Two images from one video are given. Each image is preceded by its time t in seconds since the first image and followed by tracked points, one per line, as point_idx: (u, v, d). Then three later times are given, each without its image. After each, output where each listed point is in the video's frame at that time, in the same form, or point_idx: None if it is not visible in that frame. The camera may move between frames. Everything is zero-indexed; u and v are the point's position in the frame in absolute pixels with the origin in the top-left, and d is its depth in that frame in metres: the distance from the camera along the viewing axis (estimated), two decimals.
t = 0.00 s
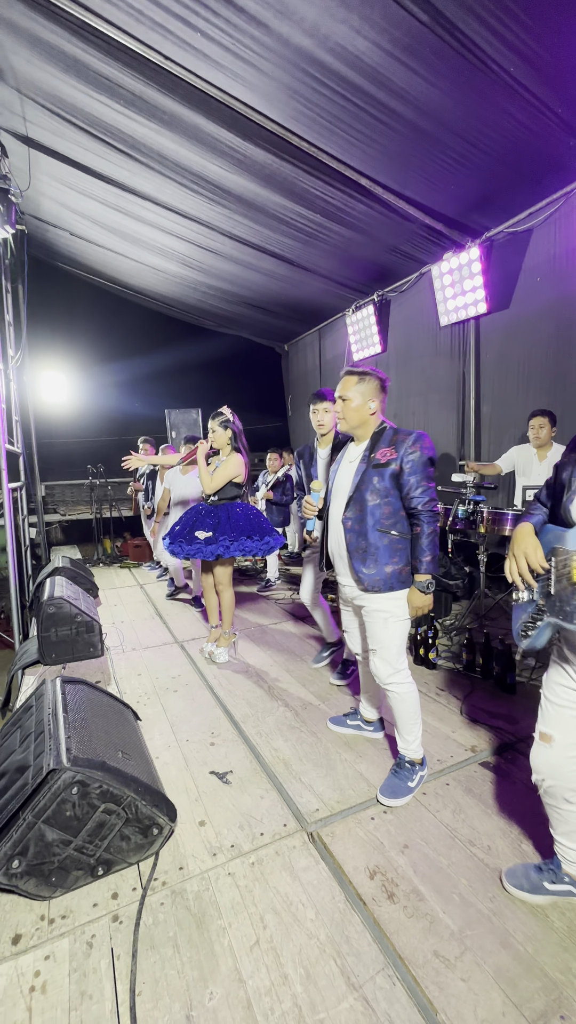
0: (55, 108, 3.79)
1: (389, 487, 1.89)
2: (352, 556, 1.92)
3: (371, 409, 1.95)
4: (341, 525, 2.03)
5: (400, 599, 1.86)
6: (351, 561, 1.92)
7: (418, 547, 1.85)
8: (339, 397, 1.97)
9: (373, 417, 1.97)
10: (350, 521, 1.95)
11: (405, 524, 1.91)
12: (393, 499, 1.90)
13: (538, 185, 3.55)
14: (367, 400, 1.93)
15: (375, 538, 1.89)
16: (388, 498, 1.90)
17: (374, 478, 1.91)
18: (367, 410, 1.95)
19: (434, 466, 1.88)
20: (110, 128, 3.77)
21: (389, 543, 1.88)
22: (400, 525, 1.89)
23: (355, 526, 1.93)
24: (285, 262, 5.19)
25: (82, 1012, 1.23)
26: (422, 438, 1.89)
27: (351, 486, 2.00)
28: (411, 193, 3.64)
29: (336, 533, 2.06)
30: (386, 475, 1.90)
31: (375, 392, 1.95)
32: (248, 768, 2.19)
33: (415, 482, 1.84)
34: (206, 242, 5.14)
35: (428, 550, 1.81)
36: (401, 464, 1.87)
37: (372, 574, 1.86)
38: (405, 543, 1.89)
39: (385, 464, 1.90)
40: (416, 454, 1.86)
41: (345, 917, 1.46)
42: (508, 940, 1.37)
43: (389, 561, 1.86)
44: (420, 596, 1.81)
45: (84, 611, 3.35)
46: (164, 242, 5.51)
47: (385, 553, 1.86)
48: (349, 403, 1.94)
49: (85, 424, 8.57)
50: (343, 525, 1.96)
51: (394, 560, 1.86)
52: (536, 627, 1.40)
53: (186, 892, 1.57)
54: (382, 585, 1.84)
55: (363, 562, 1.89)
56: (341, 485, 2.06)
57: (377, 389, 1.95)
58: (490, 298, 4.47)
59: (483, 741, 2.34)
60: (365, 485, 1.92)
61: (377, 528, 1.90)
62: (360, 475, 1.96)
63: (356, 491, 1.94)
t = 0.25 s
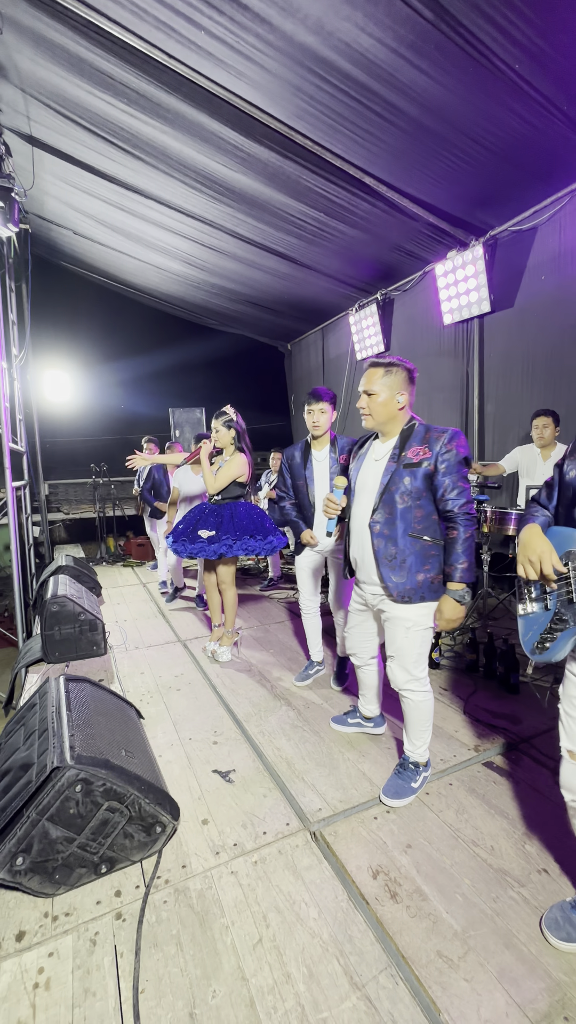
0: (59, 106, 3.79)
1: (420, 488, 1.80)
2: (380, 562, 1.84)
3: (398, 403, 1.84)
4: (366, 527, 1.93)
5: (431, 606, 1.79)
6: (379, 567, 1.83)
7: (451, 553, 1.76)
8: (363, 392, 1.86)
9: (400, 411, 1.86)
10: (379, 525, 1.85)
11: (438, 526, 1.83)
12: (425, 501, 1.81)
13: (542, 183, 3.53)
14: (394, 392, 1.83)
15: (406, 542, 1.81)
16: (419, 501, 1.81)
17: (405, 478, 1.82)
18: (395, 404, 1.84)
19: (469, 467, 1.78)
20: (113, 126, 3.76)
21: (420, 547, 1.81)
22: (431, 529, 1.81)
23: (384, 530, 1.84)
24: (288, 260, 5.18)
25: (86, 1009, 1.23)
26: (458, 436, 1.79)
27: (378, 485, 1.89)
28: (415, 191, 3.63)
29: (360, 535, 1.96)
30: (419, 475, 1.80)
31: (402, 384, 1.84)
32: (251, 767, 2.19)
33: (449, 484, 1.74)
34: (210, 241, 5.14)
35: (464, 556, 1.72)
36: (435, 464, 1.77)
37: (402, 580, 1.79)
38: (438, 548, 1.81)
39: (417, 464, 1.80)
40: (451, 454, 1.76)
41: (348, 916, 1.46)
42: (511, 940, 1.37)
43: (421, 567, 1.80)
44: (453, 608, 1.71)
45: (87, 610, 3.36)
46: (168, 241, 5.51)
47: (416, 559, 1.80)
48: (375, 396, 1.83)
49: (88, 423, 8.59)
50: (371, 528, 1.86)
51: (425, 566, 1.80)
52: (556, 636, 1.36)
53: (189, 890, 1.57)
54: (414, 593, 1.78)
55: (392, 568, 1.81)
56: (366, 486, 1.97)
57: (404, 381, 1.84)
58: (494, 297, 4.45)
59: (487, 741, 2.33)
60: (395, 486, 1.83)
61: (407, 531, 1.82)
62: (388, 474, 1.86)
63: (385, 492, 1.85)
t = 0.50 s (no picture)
0: (66, 108, 3.81)
1: (438, 488, 1.78)
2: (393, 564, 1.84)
3: (418, 396, 1.81)
4: (380, 527, 1.93)
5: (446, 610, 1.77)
6: (391, 570, 1.83)
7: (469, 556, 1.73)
8: (381, 385, 1.84)
9: (420, 404, 1.84)
10: (392, 524, 1.85)
11: (455, 528, 1.80)
12: (443, 502, 1.78)
13: (549, 182, 3.52)
14: (413, 385, 1.80)
15: (420, 544, 1.80)
16: (436, 502, 1.79)
17: (422, 478, 1.79)
18: (414, 397, 1.81)
19: (490, 468, 1.74)
20: (119, 128, 3.78)
21: (435, 551, 1.80)
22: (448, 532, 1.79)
23: (397, 531, 1.84)
24: (293, 261, 5.18)
25: (92, 1007, 1.24)
26: (480, 436, 1.74)
27: (393, 485, 1.89)
28: (421, 191, 3.62)
29: (373, 535, 1.96)
30: (437, 475, 1.77)
31: (422, 376, 1.81)
32: (256, 767, 2.19)
33: (468, 485, 1.70)
34: (215, 242, 5.15)
35: (481, 561, 1.69)
36: (454, 464, 1.74)
37: (415, 583, 1.78)
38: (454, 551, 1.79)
39: (435, 463, 1.77)
40: (471, 454, 1.72)
41: (353, 917, 1.46)
42: (517, 942, 1.36)
43: (435, 571, 1.78)
44: (466, 615, 1.68)
45: (92, 609, 3.37)
46: (173, 242, 5.53)
47: (430, 562, 1.78)
48: (394, 389, 1.80)
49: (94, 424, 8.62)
50: (384, 529, 1.87)
51: (440, 570, 1.78)
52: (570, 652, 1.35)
53: (194, 889, 1.57)
54: (426, 597, 1.77)
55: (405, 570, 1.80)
56: (380, 485, 1.97)
57: (423, 373, 1.81)
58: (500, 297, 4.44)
59: (492, 743, 2.32)
60: (411, 485, 1.81)
61: (422, 532, 1.80)
62: (404, 475, 1.85)
63: (400, 492, 1.84)
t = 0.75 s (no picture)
0: (73, 110, 3.83)
1: (444, 491, 1.76)
2: (394, 565, 1.84)
3: (428, 395, 1.81)
4: (384, 528, 1.93)
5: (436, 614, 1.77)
6: (392, 571, 1.83)
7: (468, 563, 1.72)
8: (391, 384, 1.84)
9: (431, 403, 1.83)
10: (396, 525, 1.85)
11: (459, 533, 1.79)
12: (447, 505, 1.77)
13: (556, 182, 3.50)
14: (424, 383, 1.80)
15: (422, 547, 1.79)
16: (441, 505, 1.77)
17: (429, 480, 1.78)
18: (424, 396, 1.81)
19: (499, 474, 1.72)
20: (126, 129, 3.79)
21: (437, 554, 1.78)
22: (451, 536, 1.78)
23: (401, 532, 1.83)
24: (299, 261, 5.18)
25: (100, 1004, 1.24)
26: (490, 442, 1.72)
27: (399, 486, 1.89)
28: (427, 191, 3.62)
29: (377, 536, 1.97)
30: (443, 477, 1.76)
31: (433, 375, 1.81)
32: (261, 767, 2.19)
33: (474, 489, 1.69)
34: (221, 242, 5.16)
35: (476, 568, 1.68)
36: (462, 467, 1.73)
37: (414, 586, 1.78)
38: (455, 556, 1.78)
39: (443, 466, 1.76)
40: (479, 458, 1.71)
41: (359, 917, 1.46)
42: (523, 944, 1.36)
43: (436, 575, 1.78)
44: (449, 619, 1.69)
45: (99, 608, 3.39)
46: (179, 243, 5.54)
47: (431, 565, 1.78)
48: (404, 387, 1.80)
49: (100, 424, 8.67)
50: (387, 529, 1.87)
51: (440, 574, 1.77)
52: None
53: (200, 888, 1.58)
54: (426, 600, 1.77)
55: (405, 572, 1.80)
56: (387, 485, 1.96)
57: (435, 371, 1.81)
58: (506, 298, 4.43)
59: (498, 744, 2.32)
60: (417, 486, 1.81)
61: (425, 534, 1.79)
62: (411, 475, 1.84)
63: (405, 493, 1.84)
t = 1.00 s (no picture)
0: (79, 110, 3.85)
1: (440, 490, 1.75)
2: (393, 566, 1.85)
3: (426, 395, 1.80)
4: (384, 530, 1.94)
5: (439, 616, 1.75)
6: (391, 572, 1.84)
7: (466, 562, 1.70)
8: (390, 384, 1.84)
9: (429, 403, 1.82)
10: (393, 527, 1.86)
11: (458, 533, 1.76)
12: (444, 505, 1.76)
13: (562, 180, 3.47)
14: (422, 383, 1.79)
15: (420, 548, 1.78)
16: (438, 504, 1.76)
17: (423, 480, 1.78)
18: (422, 395, 1.80)
19: (496, 470, 1.68)
20: (131, 129, 3.80)
21: (437, 554, 1.77)
22: (449, 535, 1.77)
23: (398, 533, 1.84)
24: (303, 260, 5.18)
25: (103, 1001, 1.25)
26: (485, 438, 1.69)
27: (397, 487, 1.90)
28: (433, 190, 3.61)
29: (378, 537, 1.98)
30: (438, 477, 1.75)
31: (432, 374, 1.80)
32: (265, 766, 2.20)
33: (468, 487, 1.67)
34: (226, 242, 5.17)
35: (475, 568, 1.65)
36: (456, 465, 1.71)
37: (413, 588, 1.77)
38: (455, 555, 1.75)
39: (437, 465, 1.75)
40: (473, 455, 1.68)
41: (363, 917, 1.46)
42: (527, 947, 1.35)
43: (435, 575, 1.76)
44: (453, 622, 1.67)
45: (103, 607, 3.41)
46: (184, 243, 5.55)
47: (430, 566, 1.76)
48: (403, 386, 1.80)
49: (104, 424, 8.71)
50: (385, 531, 1.88)
51: (440, 574, 1.76)
52: None
53: (204, 887, 1.58)
54: (426, 601, 1.76)
55: (404, 574, 1.80)
56: (388, 488, 1.97)
57: (433, 370, 1.80)
58: (511, 297, 4.41)
59: (503, 746, 2.30)
60: (413, 486, 1.81)
61: (423, 535, 1.78)
62: (408, 474, 1.84)
63: (401, 494, 1.84)
